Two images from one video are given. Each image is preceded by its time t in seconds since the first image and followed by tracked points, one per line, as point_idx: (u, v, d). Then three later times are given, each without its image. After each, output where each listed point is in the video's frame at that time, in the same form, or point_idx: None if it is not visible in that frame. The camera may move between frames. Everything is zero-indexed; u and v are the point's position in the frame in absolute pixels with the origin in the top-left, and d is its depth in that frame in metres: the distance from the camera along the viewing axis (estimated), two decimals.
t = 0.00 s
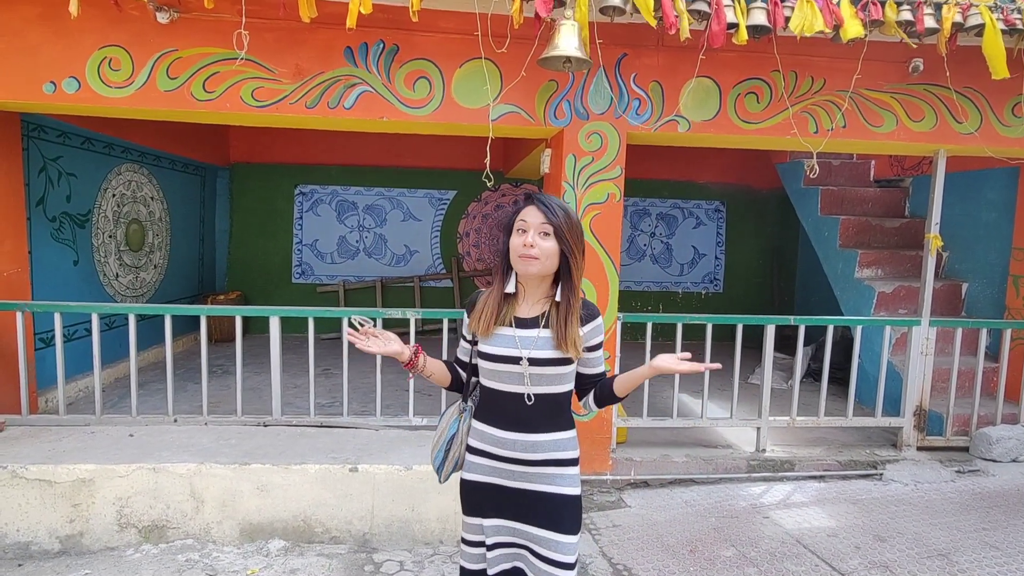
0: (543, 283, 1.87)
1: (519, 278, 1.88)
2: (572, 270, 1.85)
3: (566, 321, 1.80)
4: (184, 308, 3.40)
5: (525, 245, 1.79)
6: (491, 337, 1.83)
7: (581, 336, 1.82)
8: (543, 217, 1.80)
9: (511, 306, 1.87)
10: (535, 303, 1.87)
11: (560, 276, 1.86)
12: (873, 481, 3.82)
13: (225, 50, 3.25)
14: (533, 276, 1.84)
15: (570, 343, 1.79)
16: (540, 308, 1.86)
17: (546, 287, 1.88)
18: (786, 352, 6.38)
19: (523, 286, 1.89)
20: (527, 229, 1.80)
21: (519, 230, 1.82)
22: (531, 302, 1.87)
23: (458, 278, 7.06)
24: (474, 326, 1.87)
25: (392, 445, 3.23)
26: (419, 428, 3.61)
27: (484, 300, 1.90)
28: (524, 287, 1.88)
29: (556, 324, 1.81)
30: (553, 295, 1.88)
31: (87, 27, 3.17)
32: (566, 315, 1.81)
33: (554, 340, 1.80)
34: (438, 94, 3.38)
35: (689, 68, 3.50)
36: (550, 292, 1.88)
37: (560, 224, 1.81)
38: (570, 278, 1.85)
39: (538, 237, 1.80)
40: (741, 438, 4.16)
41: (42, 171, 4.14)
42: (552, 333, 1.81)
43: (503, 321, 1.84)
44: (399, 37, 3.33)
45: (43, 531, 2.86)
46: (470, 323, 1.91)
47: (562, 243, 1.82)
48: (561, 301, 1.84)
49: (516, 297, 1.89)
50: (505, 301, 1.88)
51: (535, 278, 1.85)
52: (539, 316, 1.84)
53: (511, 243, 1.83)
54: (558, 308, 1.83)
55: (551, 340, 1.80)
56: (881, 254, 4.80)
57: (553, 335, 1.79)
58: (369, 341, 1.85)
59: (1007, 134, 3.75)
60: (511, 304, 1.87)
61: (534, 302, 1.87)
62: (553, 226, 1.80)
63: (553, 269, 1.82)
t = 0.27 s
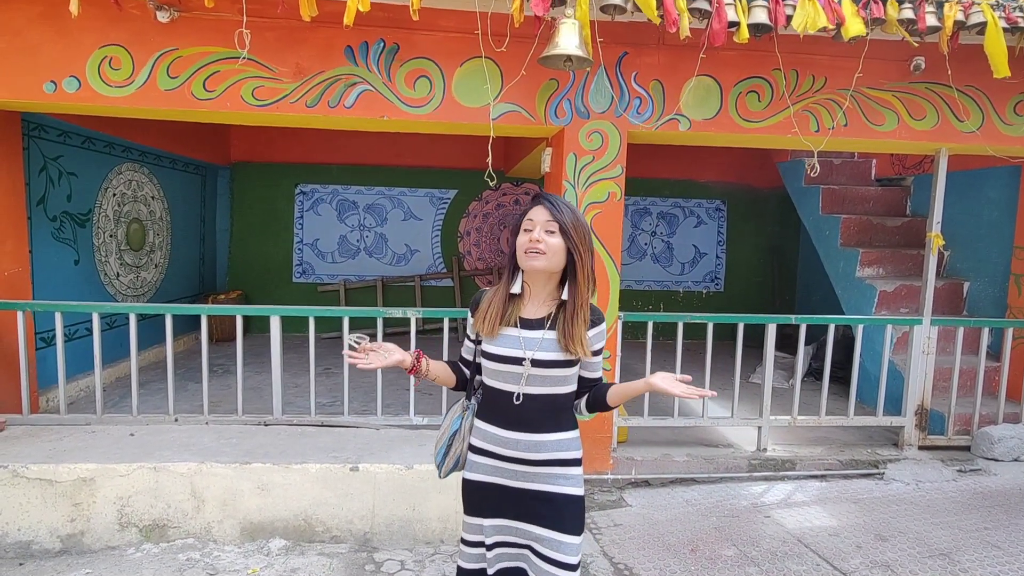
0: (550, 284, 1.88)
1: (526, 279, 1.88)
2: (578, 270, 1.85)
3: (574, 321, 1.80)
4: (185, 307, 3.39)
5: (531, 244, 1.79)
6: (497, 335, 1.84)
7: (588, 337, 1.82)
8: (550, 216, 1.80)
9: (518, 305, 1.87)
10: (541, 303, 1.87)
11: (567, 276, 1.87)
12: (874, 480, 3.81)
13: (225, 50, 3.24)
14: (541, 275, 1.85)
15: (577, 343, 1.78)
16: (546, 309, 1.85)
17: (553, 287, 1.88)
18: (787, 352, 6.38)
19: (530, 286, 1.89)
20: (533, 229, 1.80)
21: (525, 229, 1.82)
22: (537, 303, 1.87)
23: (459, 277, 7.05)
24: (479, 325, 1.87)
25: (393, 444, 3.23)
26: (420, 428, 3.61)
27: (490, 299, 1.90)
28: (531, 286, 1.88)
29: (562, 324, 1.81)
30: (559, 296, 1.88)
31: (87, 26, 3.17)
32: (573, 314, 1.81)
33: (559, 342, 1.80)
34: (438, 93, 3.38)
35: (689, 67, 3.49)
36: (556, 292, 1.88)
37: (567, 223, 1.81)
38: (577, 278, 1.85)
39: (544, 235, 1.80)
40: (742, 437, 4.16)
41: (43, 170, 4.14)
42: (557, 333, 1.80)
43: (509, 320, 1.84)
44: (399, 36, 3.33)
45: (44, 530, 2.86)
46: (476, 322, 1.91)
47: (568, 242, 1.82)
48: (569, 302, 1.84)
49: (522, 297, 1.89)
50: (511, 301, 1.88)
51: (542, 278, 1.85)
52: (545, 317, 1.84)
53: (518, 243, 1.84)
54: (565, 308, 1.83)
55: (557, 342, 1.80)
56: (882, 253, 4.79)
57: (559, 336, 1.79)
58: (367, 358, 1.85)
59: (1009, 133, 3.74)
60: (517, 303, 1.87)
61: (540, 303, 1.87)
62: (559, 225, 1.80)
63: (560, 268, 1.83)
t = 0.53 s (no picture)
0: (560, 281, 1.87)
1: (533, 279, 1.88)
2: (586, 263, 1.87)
3: (593, 311, 1.83)
4: (184, 305, 3.39)
5: (544, 248, 1.77)
6: (512, 338, 1.82)
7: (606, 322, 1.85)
8: (555, 215, 1.79)
9: (531, 307, 1.85)
10: (554, 301, 1.86)
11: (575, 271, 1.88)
12: (874, 479, 3.81)
13: (224, 48, 3.24)
14: (552, 275, 1.84)
15: (599, 331, 1.81)
16: (561, 305, 1.85)
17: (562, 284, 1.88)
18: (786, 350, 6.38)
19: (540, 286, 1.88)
20: (541, 232, 1.78)
21: (531, 234, 1.80)
22: (550, 301, 1.86)
23: (458, 276, 7.05)
24: (495, 332, 1.84)
25: (392, 443, 3.23)
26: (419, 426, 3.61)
27: (501, 305, 1.87)
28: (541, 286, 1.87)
29: (582, 317, 1.82)
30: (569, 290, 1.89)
31: (86, 24, 3.16)
32: (588, 307, 1.83)
33: (572, 340, 1.80)
34: (437, 92, 3.37)
35: (689, 65, 3.49)
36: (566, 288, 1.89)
37: (572, 219, 1.81)
38: (586, 270, 1.87)
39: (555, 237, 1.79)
40: (742, 436, 4.16)
41: (42, 169, 4.13)
42: (576, 328, 1.81)
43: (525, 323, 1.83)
44: (399, 34, 3.32)
45: (43, 529, 2.86)
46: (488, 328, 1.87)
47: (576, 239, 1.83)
48: (581, 293, 1.86)
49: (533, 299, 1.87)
50: (523, 305, 1.86)
51: (555, 277, 1.85)
52: (559, 315, 1.83)
53: (526, 248, 1.81)
54: (580, 301, 1.84)
55: (570, 340, 1.80)
56: (882, 251, 4.79)
57: (580, 329, 1.81)
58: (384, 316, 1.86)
59: (1010, 131, 3.74)
60: (529, 305, 1.86)
61: (552, 300, 1.86)
62: (567, 223, 1.79)
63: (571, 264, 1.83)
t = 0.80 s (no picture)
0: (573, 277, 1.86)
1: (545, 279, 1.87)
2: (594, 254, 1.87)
3: (610, 300, 1.84)
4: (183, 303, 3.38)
5: (556, 250, 1.76)
6: (533, 338, 1.81)
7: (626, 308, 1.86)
8: (560, 215, 1.77)
9: (549, 309, 1.84)
10: (570, 298, 1.86)
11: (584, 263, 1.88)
12: (873, 478, 3.81)
13: (223, 45, 3.23)
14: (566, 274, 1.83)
15: (620, 318, 1.83)
16: (577, 301, 1.85)
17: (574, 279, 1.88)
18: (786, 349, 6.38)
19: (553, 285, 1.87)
20: (549, 235, 1.76)
21: (539, 239, 1.78)
22: (566, 298, 1.86)
23: (458, 274, 7.04)
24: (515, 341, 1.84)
25: (392, 441, 3.23)
26: (419, 425, 3.61)
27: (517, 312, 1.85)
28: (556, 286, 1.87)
29: (603, 309, 1.82)
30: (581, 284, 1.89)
31: (84, 22, 3.15)
32: (605, 297, 1.84)
33: (593, 337, 1.79)
34: (437, 90, 3.36)
35: (690, 63, 3.48)
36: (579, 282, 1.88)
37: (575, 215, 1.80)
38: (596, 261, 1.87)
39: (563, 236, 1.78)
40: (741, 435, 4.16)
41: (41, 167, 4.12)
42: (599, 322, 1.81)
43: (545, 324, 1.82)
44: (398, 32, 3.31)
45: (42, 528, 2.85)
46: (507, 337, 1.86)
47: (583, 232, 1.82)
48: (595, 285, 1.86)
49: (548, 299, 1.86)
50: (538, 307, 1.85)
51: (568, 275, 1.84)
52: (577, 312, 1.83)
53: (537, 254, 1.79)
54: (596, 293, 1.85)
55: (591, 337, 1.79)
56: (882, 250, 4.79)
57: (602, 320, 1.81)
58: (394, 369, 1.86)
59: (1009, 129, 3.73)
60: (547, 307, 1.85)
61: (567, 298, 1.86)
62: (572, 220, 1.78)
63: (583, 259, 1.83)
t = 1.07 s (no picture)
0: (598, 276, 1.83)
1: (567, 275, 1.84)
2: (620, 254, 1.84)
3: (634, 302, 1.78)
4: (182, 300, 3.37)
5: (579, 243, 1.75)
6: (556, 337, 1.77)
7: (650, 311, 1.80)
8: (587, 208, 1.76)
9: (571, 306, 1.81)
10: (593, 297, 1.83)
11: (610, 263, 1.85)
12: (872, 475, 3.81)
13: (222, 41, 3.21)
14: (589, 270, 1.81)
15: (643, 321, 1.76)
16: (599, 299, 1.82)
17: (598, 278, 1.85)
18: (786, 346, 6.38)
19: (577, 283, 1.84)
20: (574, 227, 1.75)
21: (563, 231, 1.77)
22: (589, 297, 1.83)
23: (458, 271, 7.03)
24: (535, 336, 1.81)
25: (392, 438, 3.22)
26: (419, 422, 3.60)
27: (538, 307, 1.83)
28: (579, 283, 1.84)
29: (625, 309, 1.77)
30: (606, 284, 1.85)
31: (82, 17, 3.13)
32: (630, 298, 1.79)
33: (619, 336, 1.75)
34: (437, 86, 3.35)
35: (690, 60, 3.46)
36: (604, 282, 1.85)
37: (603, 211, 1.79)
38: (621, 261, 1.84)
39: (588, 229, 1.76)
40: (741, 432, 4.15)
41: (39, 163, 4.11)
42: (622, 322, 1.76)
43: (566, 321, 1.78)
44: (398, 28, 3.30)
45: (41, 524, 2.85)
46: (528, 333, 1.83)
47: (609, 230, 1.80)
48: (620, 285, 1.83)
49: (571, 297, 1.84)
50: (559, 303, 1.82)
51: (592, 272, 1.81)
52: (600, 311, 1.79)
53: (560, 246, 1.78)
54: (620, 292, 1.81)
55: (616, 336, 1.75)
56: (882, 248, 4.78)
57: (624, 320, 1.76)
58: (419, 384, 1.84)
59: (1010, 127, 3.72)
60: (569, 304, 1.81)
61: (589, 295, 1.83)
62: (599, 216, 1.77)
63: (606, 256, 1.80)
